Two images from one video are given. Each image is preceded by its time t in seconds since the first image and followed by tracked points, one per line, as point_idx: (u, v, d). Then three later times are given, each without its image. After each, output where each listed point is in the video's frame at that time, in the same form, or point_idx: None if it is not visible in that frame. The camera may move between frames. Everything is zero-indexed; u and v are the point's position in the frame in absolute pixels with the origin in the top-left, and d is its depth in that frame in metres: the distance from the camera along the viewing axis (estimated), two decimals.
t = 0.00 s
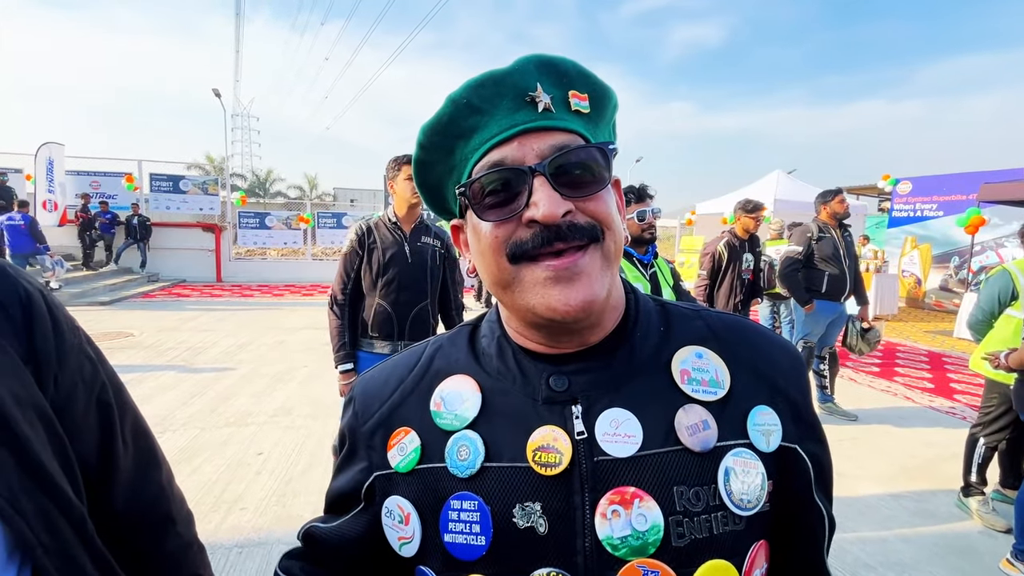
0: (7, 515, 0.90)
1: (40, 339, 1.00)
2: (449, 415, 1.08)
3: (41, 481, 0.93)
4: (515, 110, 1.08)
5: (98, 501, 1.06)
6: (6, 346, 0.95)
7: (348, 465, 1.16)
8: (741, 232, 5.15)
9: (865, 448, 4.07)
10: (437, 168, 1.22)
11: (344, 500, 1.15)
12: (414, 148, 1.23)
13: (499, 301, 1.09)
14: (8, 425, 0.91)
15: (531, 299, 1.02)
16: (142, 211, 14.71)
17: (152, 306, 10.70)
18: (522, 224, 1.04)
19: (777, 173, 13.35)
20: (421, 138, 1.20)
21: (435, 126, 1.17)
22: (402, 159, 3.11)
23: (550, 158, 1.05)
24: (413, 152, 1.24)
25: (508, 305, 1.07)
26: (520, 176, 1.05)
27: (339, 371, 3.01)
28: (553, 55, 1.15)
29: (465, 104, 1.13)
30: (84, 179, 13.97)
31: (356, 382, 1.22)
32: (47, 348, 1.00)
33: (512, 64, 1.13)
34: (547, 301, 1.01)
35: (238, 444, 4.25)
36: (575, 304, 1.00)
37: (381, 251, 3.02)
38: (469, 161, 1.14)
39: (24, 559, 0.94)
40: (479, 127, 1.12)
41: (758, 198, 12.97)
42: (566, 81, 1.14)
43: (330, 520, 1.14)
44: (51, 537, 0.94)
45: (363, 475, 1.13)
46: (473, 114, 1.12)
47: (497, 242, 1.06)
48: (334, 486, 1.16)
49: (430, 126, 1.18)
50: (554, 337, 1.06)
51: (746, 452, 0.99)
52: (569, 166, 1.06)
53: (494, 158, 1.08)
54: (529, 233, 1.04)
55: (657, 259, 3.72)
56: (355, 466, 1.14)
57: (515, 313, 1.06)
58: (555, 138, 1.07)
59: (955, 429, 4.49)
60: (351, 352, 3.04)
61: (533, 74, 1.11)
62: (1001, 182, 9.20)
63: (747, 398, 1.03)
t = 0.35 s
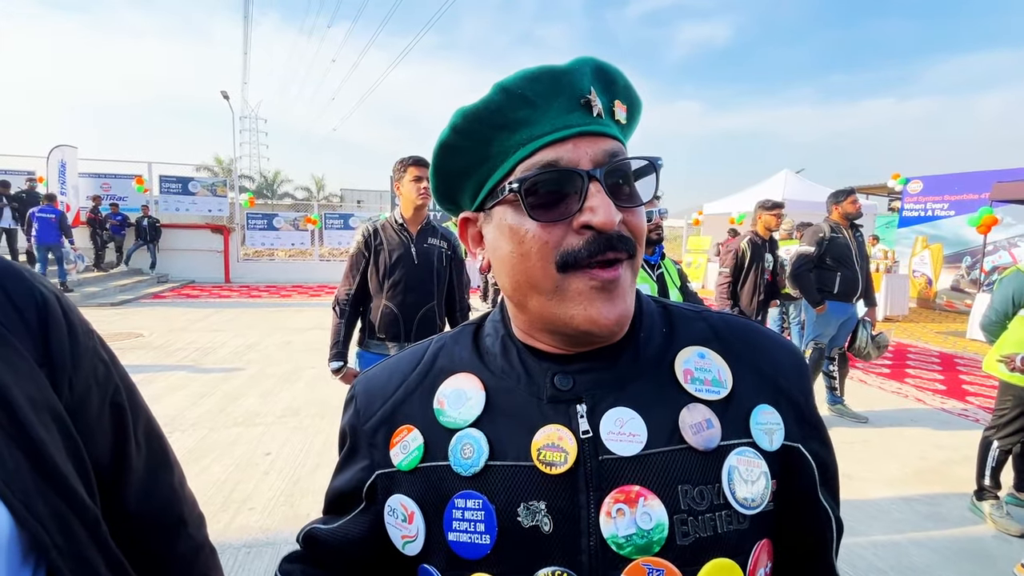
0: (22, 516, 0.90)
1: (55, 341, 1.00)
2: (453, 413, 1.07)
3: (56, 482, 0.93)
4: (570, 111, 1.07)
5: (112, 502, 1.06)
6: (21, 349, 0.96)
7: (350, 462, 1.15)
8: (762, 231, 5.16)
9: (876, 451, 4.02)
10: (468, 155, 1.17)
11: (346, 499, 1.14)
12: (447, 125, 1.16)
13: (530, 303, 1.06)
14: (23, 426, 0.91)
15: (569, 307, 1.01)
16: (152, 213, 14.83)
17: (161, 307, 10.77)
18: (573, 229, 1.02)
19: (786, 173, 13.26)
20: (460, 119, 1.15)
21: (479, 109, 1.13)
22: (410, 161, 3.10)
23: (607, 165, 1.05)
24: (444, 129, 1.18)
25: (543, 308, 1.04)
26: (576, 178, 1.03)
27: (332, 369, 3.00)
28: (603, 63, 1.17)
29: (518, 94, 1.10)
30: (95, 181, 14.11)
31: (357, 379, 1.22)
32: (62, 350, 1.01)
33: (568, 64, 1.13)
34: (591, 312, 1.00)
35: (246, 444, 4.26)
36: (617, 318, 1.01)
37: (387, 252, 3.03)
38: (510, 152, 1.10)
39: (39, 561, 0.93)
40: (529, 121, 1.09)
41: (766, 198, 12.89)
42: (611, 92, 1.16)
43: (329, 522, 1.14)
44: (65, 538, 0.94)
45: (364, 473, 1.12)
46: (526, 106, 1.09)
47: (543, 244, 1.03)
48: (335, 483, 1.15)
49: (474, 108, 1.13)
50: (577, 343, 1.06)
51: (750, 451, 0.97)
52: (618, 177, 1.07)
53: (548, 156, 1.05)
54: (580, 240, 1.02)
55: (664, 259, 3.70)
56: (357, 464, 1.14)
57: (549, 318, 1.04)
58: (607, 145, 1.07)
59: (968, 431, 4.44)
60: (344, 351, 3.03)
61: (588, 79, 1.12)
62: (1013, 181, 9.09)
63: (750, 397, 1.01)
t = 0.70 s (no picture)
0: (37, 521, 0.90)
1: (69, 347, 1.01)
2: (458, 415, 1.07)
3: (70, 487, 0.94)
4: (590, 117, 1.07)
5: (125, 506, 1.07)
6: (36, 355, 0.96)
7: (359, 465, 1.15)
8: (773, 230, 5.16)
9: (883, 452, 4.00)
10: (484, 155, 1.16)
11: (353, 501, 1.14)
12: (466, 123, 1.15)
13: (541, 305, 1.05)
14: (37, 431, 0.91)
15: (581, 310, 1.01)
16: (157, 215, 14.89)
17: (166, 308, 10.81)
18: (588, 234, 1.02)
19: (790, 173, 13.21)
20: (480, 117, 1.13)
21: (501, 109, 1.11)
22: (415, 163, 3.10)
23: (624, 173, 1.05)
24: (461, 127, 1.16)
25: (555, 311, 1.03)
26: (594, 184, 1.03)
27: (344, 373, 3.02)
28: (621, 74, 1.18)
29: (541, 97, 1.09)
30: (101, 183, 14.18)
31: (365, 384, 1.21)
32: (75, 356, 1.01)
33: (589, 72, 1.13)
34: (603, 316, 1.00)
35: (251, 445, 4.27)
36: (627, 324, 1.01)
37: (392, 254, 3.02)
38: (528, 155, 1.09)
39: (54, 563, 0.94)
40: (549, 125, 1.08)
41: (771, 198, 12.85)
42: (626, 104, 1.18)
43: (338, 523, 1.13)
44: (79, 543, 0.94)
45: (372, 475, 1.12)
46: (548, 110, 1.08)
47: (558, 247, 1.02)
48: (343, 486, 1.15)
49: (495, 108, 1.12)
50: (582, 345, 1.05)
51: (752, 449, 0.96)
52: (632, 185, 1.07)
53: (568, 160, 1.05)
54: (595, 244, 1.01)
55: (668, 261, 3.68)
56: (365, 466, 1.13)
57: (560, 321, 1.03)
58: (624, 153, 1.08)
59: (975, 431, 4.41)
60: (355, 355, 3.04)
61: (608, 88, 1.13)
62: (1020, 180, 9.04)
63: (751, 395, 1.01)
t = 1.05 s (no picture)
0: (47, 520, 0.90)
1: (77, 348, 1.01)
2: (465, 413, 1.07)
3: (78, 487, 0.94)
4: (593, 118, 1.07)
5: (131, 507, 1.07)
6: (44, 356, 0.97)
7: (369, 461, 1.15)
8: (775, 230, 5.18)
9: (887, 452, 3.98)
10: (487, 155, 1.16)
11: (363, 497, 1.14)
12: (469, 123, 1.15)
13: (545, 302, 1.04)
14: (47, 432, 0.92)
15: (583, 307, 1.00)
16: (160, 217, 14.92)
17: (168, 310, 10.82)
18: (590, 232, 1.01)
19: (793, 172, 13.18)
20: (483, 118, 1.13)
21: (504, 110, 1.11)
22: (419, 164, 3.10)
23: (625, 172, 1.04)
24: (465, 127, 1.16)
25: (557, 308, 1.03)
26: (596, 183, 1.02)
27: (355, 374, 3.03)
28: (624, 74, 1.18)
29: (543, 97, 1.09)
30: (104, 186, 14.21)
31: (375, 382, 1.21)
32: (82, 357, 1.02)
33: (592, 72, 1.13)
34: (605, 312, 0.99)
35: (255, 446, 4.27)
36: (630, 321, 1.00)
37: (394, 255, 3.02)
38: (530, 155, 1.09)
39: (63, 563, 0.94)
40: (551, 125, 1.08)
41: (774, 198, 12.82)
42: (630, 104, 1.17)
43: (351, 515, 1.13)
44: (89, 543, 0.94)
45: (383, 471, 1.11)
46: (550, 111, 1.08)
47: (559, 245, 1.02)
48: (354, 482, 1.15)
49: (498, 108, 1.12)
50: (585, 340, 1.05)
51: (756, 449, 0.96)
52: (634, 184, 1.06)
53: (569, 160, 1.04)
54: (597, 242, 1.01)
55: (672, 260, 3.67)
56: (374, 463, 1.13)
57: (563, 318, 1.03)
58: (626, 152, 1.07)
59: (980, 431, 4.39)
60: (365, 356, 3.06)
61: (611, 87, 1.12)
62: None
63: (757, 396, 1.00)
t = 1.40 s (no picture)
0: (55, 524, 0.91)
1: (84, 352, 1.02)
2: (469, 414, 1.07)
3: (85, 491, 0.94)
4: (608, 129, 1.06)
5: (138, 509, 1.07)
6: (53, 361, 0.97)
7: (369, 458, 1.15)
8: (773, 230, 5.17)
9: (890, 452, 3.98)
10: (499, 162, 1.16)
11: (361, 494, 1.14)
12: (482, 129, 1.15)
13: (554, 312, 1.05)
14: (55, 437, 0.92)
15: (593, 319, 1.01)
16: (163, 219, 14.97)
17: (171, 312, 10.86)
18: (601, 245, 1.02)
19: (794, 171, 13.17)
20: (496, 125, 1.13)
21: (518, 118, 1.11)
22: (420, 165, 3.11)
23: (639, 186, 1.04)
24: (478, 133, 1.16)
25: (567, 318, 1.03)
26: (608, 196, 1.02)
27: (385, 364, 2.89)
28: (640, 84, 1.16)
29: (558, 107, 1.08)
30: (107, 188, 14.27)
31: (378, 378, 1.22)
32: (89, 360, 1.02)
33: (609, 81, 1.12)
34: (614, 326, 1.00)
35: (257, 448, 4.28)
36: (639, 335, 1.01)
37: (396, 256, 3.02)
38: (543, 165, 1.09)
39: (71, 565, 0.95)
40: (566, 135, 1.08)
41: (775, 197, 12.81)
42: (646, 114, 1.16)
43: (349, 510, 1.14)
44: (97, 546, 0.94)
45: (383, 469, 1.11)
46: (564, 123, 1.08)
47: (570, 257, 1.02)
48: (353, 479, 1.15)
49: (511, 116, 1.11)
50: (593, 348, 1.06)
51: (760, 461, 0.96)
52: (648, 199, 1.06)
53: (583, 173, 1.04)
54: (607, 257, 1.01)
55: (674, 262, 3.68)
56: (374, 459, 1.13)
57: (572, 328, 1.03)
58: (640, 166, 1.07)
59: (983, 431, 4.38)
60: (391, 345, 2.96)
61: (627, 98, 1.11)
62: None
63: (763, 408, 1.00)
